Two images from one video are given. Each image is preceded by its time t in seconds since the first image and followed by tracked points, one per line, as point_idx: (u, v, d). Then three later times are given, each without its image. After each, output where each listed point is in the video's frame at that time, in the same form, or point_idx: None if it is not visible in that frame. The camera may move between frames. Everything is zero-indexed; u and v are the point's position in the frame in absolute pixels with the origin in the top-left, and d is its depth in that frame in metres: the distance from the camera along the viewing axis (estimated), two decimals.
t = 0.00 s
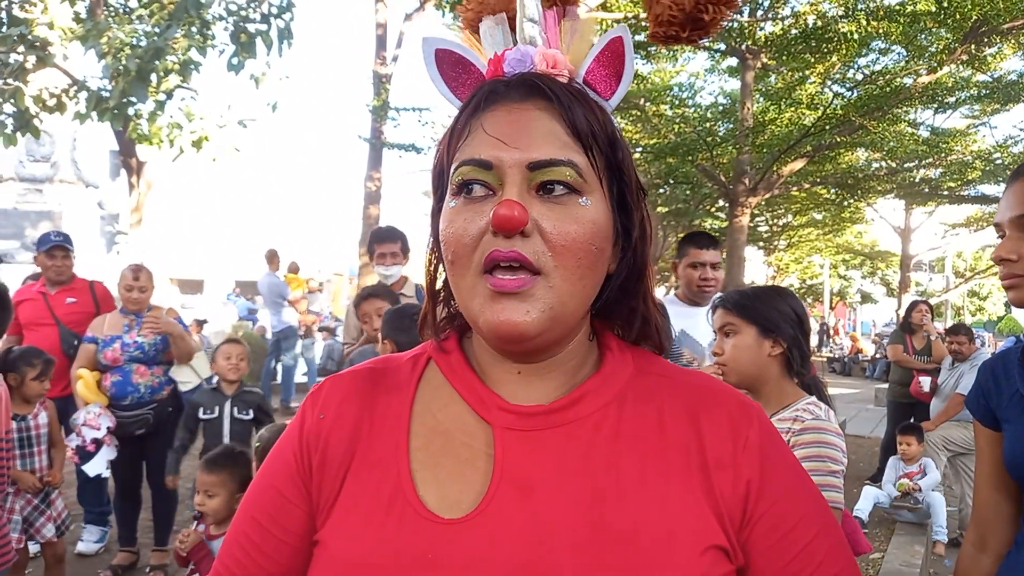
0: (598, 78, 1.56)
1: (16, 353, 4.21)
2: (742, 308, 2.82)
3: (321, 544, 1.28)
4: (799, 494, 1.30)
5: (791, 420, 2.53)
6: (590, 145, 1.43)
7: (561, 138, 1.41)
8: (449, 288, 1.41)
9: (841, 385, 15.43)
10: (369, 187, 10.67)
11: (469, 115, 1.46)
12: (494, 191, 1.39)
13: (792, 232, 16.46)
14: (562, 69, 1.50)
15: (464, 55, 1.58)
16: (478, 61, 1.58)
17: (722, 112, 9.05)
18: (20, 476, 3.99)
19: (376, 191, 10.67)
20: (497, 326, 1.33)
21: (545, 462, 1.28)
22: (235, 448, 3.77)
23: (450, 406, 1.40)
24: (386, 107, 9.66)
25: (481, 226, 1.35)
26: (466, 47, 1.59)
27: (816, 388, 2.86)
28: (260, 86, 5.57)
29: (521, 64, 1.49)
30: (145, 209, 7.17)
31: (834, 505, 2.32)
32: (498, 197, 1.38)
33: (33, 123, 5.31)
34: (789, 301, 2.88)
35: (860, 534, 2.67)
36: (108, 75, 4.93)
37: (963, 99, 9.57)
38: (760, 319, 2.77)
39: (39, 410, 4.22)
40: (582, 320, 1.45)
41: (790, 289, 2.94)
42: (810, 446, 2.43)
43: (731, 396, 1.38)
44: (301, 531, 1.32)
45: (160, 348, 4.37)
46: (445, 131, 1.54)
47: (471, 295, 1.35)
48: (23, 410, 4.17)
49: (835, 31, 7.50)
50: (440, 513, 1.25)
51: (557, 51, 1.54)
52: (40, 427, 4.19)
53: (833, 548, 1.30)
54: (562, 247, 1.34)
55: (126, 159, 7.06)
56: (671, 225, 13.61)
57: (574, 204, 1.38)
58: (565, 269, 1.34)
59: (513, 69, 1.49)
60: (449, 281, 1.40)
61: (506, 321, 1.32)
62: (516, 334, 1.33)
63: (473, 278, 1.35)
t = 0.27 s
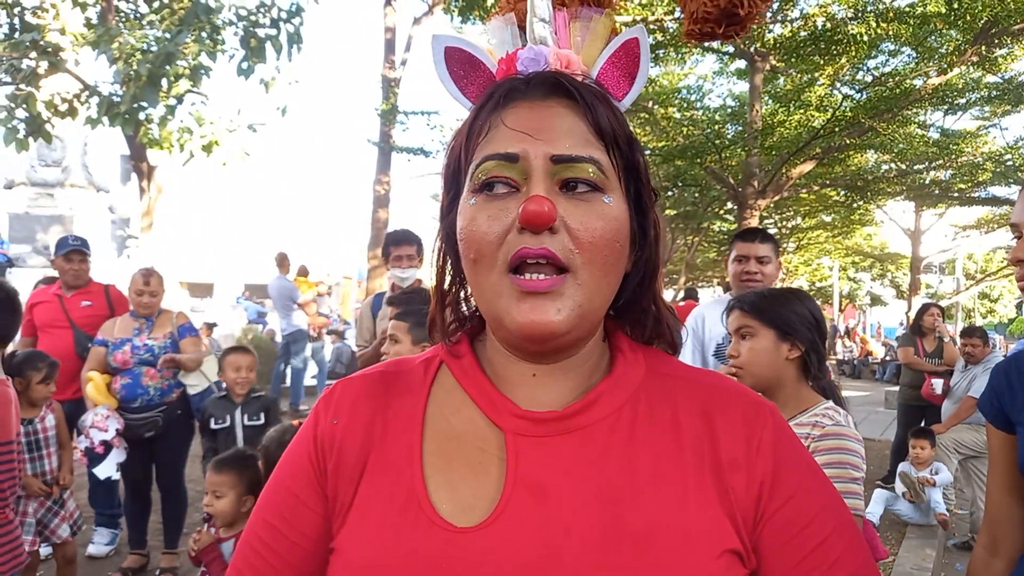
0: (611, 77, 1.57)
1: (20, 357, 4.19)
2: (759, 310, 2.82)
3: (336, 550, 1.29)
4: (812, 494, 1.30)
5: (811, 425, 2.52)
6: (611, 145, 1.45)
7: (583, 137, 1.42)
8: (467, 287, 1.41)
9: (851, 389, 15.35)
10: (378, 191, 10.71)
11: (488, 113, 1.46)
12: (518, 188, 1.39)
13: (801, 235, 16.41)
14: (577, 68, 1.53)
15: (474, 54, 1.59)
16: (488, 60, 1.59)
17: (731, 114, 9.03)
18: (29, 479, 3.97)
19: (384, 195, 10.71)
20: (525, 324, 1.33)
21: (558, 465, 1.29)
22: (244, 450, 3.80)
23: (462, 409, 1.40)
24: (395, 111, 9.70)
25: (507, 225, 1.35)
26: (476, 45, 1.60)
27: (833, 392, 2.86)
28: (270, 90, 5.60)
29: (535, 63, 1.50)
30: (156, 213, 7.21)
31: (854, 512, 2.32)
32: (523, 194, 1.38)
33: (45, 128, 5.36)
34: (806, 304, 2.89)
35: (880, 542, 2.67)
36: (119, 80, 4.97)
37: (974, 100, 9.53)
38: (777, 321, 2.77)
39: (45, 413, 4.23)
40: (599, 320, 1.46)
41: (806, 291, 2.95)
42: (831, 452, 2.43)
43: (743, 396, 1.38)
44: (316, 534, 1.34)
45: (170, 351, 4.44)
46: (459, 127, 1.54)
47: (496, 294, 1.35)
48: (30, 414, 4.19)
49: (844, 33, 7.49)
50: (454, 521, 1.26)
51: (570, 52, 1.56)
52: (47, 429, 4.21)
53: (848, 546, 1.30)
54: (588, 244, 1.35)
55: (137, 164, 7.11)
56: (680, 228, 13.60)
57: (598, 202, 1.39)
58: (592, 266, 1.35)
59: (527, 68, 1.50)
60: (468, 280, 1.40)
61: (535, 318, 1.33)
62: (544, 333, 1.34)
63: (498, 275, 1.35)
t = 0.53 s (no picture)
0: (618, 81, 1.56)
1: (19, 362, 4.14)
2: (771, 314, 2.81)
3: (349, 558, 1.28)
4: (823, 499, 1.28)
5: (824, 431, 2.51)
6: (616, 156, 1.45)
7: (586, 149, 1.41)
8: (470, 300, 1.41)
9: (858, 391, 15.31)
10: (383, 194, 10.72)
11: (491, 123, 1.46)
12: (519, 205, 1.38)
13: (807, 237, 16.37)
14: (581, 72, 1.52)
15: (476, 58, 1.58)
16: (490, 62, 1.59)
17: (736, 116, 9.01)
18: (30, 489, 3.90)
19: (390, 198, 10.72)
20: (529, 343, 1.33)
21: (566, 475, 1.28)
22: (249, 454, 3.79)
23: (469, 419, 1.40)
24: (400, 114, 9.71)
25: (508, 244, 1.35)
26: (476, 48, 1.59)
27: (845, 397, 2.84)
28: (276, 94, 5.61)
29: (538, 68, 1.50)
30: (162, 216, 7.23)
31: (869, 519, 2.31)
32: (525, 211, 1.38)
33: (52, 132, 5.37)
34: (818, 307, 2.88)
35: (893, 548, 2.65)
36: (126, 84, 4.99)
37: (981, 101, 9.50)
38: (790, 325, 2.76)
39: (48, 417, 4.19)
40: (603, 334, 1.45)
41: (818, 293, 2.94)
42: (845, 458, 2.41)
43: (751, 401, 1.37)
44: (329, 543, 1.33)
45: (175, 355, 4.41)
46: (462, 134, 1.54)
47: (498, 311, 1.35)
48: (33, 418, 4.14)
49: (850, 35, 7.48)
50: (462, 532, 1.25)
51: (574, 54, 1.55)
52: (51, 433, 4.17)
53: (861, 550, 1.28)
54: (589, 262, 1.34)
55: (143, 167, 7.12)
56: (685, 230, 13.58)
57: (602, 219, 1.38)
58: (593, 285, 1.34)
59: (529, 74, 1.50)
60: (472, 297, 1.40)
61: (535, 338, 1.32)
62: (545, 352, 1.33)
63: (501, 292, 1.35)
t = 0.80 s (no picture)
0: (618, 83, 1.55)
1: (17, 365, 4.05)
2: (772, 312, 2.80)
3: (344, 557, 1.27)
4: (820, 496, 1.27)
5: (826, 430, 2.51)
6: (620, 146, 1.44)
7: (593, 136, 1.40)
8: (471, 284, 1.39)
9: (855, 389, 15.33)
10: (380, 193, 10.71)
11: (495, 112, 1.45)
12: (526, 185, 1.37)
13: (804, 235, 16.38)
14: (584, 72, 1.52)
15: (481, 55, 1.58)
16: (494, 62, 1.58)
17: (733, 114, 9.00)
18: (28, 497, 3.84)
19: (387, 197, 10.70)
20: (532, 325, 1.32)
21: (560, 473, 1.27)
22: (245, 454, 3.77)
23: (465, 417, 1.39)
24: (397, 113, 9.69)
25: (515, 222, 1.34)
26: (482, 47, 1.58)
27: (847, 395, 2.84)
28: (272, 94, 5.59)
29: (543, 65, 1.49)
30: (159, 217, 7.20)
31: (872, 518, 2.31)
32: (531, 190, 1.37)
33: (47, 132, 5.34)
34: (819, 304, 2.87)
35: (896, 547, 2.65)
36: (121, 84, 4.96)
37: (976, 99, 9.51)
38: (791, 323, 2.75)
39: (44, 419, 4.11)
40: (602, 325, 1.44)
41: (819, 291, 2.93)
42: (847, 457, 2.41)
43: (747, 398, 1.35)
44: (326, 541, 1.31)
45: (171, 356, 4.40)
46: (463, 129, 1.53)
47: (502, 293, 1.33)
48: (28, 422, 4.06)
49: (847, 32, 7.48)
50: (456, 530, 1.24)
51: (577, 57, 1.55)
52: (47, 435, 4.10)
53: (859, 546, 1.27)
54: (596, 244, 1.33)
55: (139, 168, 7.09)
56: (682, 229, 13.58)
57: (607, 203, 1.37)
58: (599, 266, 1.33)
59: (534, 70, 1.48)
60: (473, 279, 1.38)
61: (541, 320, 1.31)
62: (550, 333, 1.32)
63: (506, 272, 1.33)
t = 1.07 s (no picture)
0: (614, 79, 1.54)
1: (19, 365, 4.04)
2: (767, 310, 2.80)
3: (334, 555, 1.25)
4: (812, 498, 1.26)
5: (820, 426, 2.50)
6: (613, 149, 1.42)
7: (584, 139, 1.39)
8: (460, 288, 1.39)
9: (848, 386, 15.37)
10: (374, 191, 10.68)
11: (486, 113, 1.43)
12: (515, 191, 1.36)
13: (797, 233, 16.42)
14: (579, 69, 1.51)
15: (476, 50, 1.55)
16: (490, 56, 1.56)
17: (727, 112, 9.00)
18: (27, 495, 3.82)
19: (380, 195, 10.68)
20: (518, 332, 1.31)
21: (551, 470, 1.26)
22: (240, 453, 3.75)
23: (456, 413, 1.38)
24: (390, 111, 9.66)
25: (501, 229, 1.33)
26: (478, 41, 1.56)
27: (842, 392, 2.84)
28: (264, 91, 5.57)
29: (537, 62, 1.48)
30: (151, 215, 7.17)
31: (865, 515, 2.31)
32: (519, 197, 1.35)
33: (38, 130, 5.30)
34: (814, 302, 2.86)
35: (890, 544, 2.65)
36: (113, 82, 4.92)
37: (969, 97, 9.54)
38: (786, 320, 2.75)
39: (41, 418, 4.10)
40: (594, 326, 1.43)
41: (814, 289, 2.92)
42: (841, 454, 2.40)
43: (740, 399, 1.34)
44: (311, 540, 1.30)
45: (166, 354, 4.39)
46: (456, 126, 1.51)
47: (488, 299, 1.33)
48: (24, 420, 4.04)
49: (840, 30, 7.50)
50: (445, 526, 1.23)
51: (573, 51, 1.54)
52: (44, 434, 4.08)
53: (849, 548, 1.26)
54: (583, 252, 1.32)
55: (131, 166, 7.05)
56: (676, 227, 13.59)
57: (596, 209, 1.36)
58: (585, 275, 1.32)
59: (529, 67, 1.47)
60: (462, 286, 1.38)
61: (525, 328, 1.30)
62: (534, 341, 1.31)
63: (491, 279, 1.32)
